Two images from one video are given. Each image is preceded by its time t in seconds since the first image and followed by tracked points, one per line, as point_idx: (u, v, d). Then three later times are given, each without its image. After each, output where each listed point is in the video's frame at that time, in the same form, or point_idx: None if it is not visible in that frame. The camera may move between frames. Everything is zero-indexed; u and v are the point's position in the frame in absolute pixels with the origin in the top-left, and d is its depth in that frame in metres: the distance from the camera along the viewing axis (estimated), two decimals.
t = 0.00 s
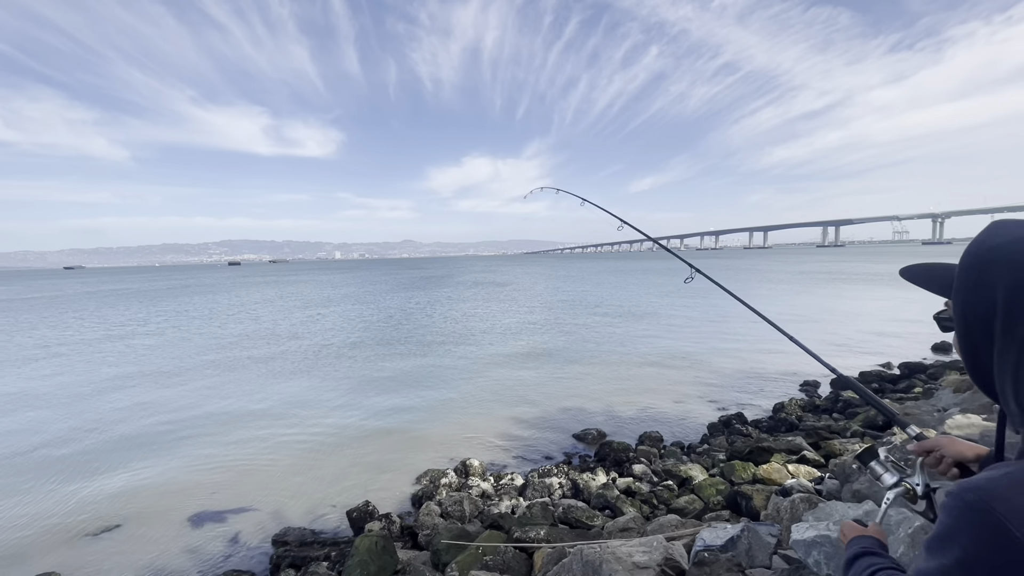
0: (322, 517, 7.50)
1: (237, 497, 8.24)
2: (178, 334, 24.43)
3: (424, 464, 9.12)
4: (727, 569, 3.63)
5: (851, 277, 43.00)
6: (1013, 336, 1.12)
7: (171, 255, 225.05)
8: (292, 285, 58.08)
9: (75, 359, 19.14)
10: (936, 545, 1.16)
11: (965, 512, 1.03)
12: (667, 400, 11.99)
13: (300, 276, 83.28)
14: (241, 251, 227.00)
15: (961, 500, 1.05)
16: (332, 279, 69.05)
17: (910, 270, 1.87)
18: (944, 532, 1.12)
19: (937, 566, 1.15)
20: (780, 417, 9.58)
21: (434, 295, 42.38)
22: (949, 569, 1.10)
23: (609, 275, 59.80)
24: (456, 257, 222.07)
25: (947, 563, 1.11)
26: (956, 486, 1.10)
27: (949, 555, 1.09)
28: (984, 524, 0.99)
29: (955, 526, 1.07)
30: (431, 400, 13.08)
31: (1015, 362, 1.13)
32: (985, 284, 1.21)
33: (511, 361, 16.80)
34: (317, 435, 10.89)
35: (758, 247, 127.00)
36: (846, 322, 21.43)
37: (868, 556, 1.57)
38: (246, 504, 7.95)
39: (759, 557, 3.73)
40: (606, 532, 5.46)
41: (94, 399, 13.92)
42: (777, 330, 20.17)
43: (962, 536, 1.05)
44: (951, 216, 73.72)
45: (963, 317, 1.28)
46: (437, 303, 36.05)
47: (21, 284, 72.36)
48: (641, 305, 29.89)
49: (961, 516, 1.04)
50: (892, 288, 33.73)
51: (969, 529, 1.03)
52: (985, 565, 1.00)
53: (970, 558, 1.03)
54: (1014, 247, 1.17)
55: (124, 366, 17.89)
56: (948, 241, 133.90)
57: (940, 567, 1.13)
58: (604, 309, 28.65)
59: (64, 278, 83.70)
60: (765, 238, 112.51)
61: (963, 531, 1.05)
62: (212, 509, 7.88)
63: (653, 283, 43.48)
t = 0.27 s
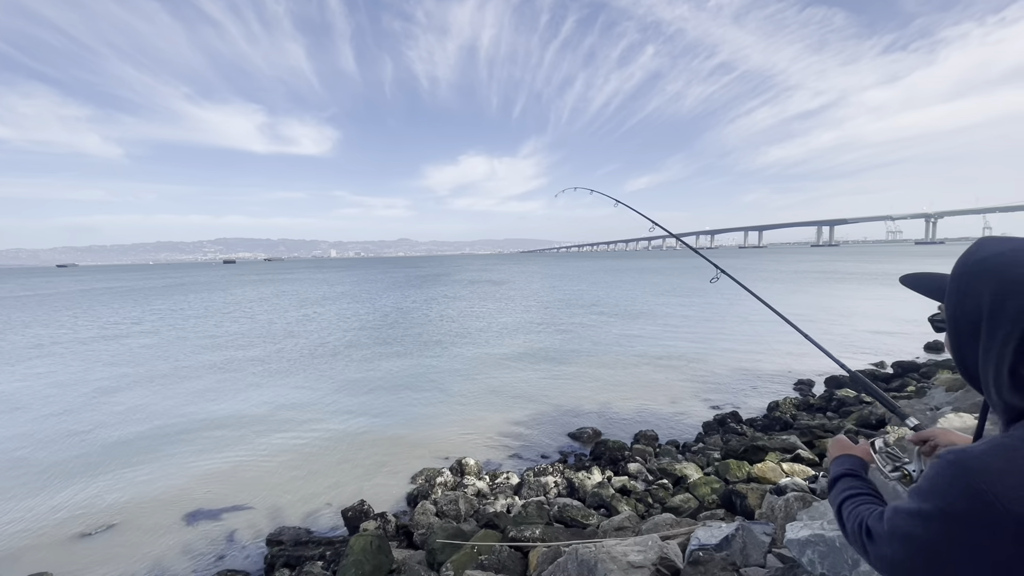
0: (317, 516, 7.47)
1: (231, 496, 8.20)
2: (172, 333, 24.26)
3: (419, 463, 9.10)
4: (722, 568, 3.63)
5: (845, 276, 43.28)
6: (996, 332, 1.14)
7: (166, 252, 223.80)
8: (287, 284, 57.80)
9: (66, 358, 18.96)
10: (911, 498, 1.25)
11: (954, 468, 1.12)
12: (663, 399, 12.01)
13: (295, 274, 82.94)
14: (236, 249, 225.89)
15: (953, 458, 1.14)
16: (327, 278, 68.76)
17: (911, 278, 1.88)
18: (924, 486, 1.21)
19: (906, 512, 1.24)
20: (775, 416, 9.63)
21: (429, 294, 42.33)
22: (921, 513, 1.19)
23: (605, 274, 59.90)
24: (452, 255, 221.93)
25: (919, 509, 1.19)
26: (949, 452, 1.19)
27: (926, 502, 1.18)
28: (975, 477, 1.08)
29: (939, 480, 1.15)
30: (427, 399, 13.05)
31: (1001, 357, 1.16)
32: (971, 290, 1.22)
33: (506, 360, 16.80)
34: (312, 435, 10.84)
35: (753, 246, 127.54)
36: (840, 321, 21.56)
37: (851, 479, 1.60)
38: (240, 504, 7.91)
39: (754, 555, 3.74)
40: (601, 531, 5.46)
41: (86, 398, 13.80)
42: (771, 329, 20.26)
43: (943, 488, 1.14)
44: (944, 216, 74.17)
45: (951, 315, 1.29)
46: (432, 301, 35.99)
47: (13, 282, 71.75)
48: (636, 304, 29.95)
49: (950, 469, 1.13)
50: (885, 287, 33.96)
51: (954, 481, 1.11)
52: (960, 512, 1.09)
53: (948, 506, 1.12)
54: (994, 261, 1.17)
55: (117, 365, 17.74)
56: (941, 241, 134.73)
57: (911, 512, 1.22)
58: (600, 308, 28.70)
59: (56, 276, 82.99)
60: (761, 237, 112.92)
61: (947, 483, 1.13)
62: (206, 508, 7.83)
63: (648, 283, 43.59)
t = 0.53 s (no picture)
0: (312, 516, 7.45)
1: (225, 496, 8.17)
2: (164, 332, 24.10)
3: (415, 462, 9.10)
4: (717, 567, 3.65)
5: (838, 275, 43.53)
6: (1013, 307, 1.19)
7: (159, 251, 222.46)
8: (281, 282, 57.56)
9: (56, 358, 18.80)
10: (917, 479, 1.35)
11: (949, 438, 1.22)
12: (658, 398, 12.06)
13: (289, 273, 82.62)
14: (230, 248, 224.68)
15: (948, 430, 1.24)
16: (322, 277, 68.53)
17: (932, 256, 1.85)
18: (925, 462, 1.31)
19: (912, 494, 1.34)
20: (769, 414, 9.68)
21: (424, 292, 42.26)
22: (924, 490, 1.29)
23: (600, 273, 59.99)
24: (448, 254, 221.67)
25: (924, 486, 1.29)
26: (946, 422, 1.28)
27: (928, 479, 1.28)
28: (969, 446, 1.17)
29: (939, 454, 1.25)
30: (422, 399, 13.04)
31: (1007, 332, 1.22)
32: (993, 260, 1.28)
33: (502, 360, 16.80)
34: (306, 434, 10.80)
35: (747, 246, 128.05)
36: (834, 321, 21.69)
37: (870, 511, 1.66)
38: (234, 504, 7.87)
39: (748, 555, 3.77)
40: (597, 531, 5.47)
41: (76, 399, 13.69)
42: (766, 328, 20.35)
43: (943, 461, 1.24)
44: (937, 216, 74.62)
45: (969, 292, 1.34)
46: (427, 300, 35.95)
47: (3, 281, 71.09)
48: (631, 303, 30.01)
49: (947, 442, 1.22)
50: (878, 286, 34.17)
51: (952, 453, 1.21)
52: (959, 484, 1.19)
53: (948, 479, 1.21)
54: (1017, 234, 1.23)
55: (108, 364, 17.61)
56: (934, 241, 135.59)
57: (915, 493, 1.32)
58: (595, 307, 28.73)
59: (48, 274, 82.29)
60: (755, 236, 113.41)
61: (946, 457, 1.23)
62: (200, 508, 7.80)
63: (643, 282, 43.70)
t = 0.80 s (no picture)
0: (309, 516, 7.43)
1: (222, 496, 8.14)
2: (160, 332, 24.04)
3: (412, 461, 9.10)
4: (714, 565, 3.66)
5: (834, 273, 43.77)
6: (1005, 308, 1.19)
7: (154, 250, 221.59)
8: (278, 282, 57.49)
9: (52, 358, 18.72)
10: (909, 477, 1.29)
11: (955, 451, 1.16)
12: (654, 397, 12.10)
13: (286, 272, 82.53)
14: (226, 248, 223.85)
15: (955, 441, 1.18)
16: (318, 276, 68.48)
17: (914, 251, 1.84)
18: (921, 466, 1.25)
19: (906, 494, 1.28)
20: (765, 412, 9.73)
21: (422, 291, 42.26)
22: (922, 496, 1.23)
23: (598, 271, 60.17)
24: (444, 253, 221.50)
25: (920, 491, 1.24)
26: (947, 429, 1.23)
27: (925, 486, 1.22)
28: (976, 460, 1.12)
29: (940, 462, 1.19)
30: (419, 397, 13.04)
31: (1002, 332, 1.21)
32: (984, 256, 1.26)
33: (499, 358, 16.82)
34: (303, 433, 10.79)
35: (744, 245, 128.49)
36: (829, 318, 21.81)
37: (849, 456, 1.60)
38: (231, 503, 7.85)
39: (745, 552, 3.78)
40: (594, 529, 5.48)
41: (72, 399, 13.64)
42: (762, 326, 20.45)
43: (944, 470, 1.18)
44: (931, 215, 75.18)
45: (960, 286, 1.33)
46: (425, 299, 35.97)
47: None
48: (628, 301, 30.11)
49: (952, 454, 1.16)
50: (874, 285, 34.37)
51: (955, 464, 1.16)
52: (961, 495, 1.15)
53: (948, 489, 1.17)
54: (1008, 231, 1.22)
55: (104, 364, 17.56)
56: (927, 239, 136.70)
57: (910, 494, 1.27)
58: (592, 306, 28.83)
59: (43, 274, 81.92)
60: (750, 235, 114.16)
61: (947, 466, 1.18)
62: (196, 508, 7.77)
63: (640, 280, 43.85)
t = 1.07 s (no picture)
0: (308, 515, 7.43)
1: (221, 495, 8.13)
2: (157, 331, 23.93)
3: (411, 459, 9.10)
4: (712, 561, 3.67)
5: (831, 270, 43.89)
6: (964, 299, 1.21)
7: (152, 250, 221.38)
8: (275, 281, 57.26)
9: (48, 358, 18.62)
10: (874, 463, 1.37)
11: (917, 436, 1.23)
12: (652, 394, 12.13)
13: (284, 271, 82.29)
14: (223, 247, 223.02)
15: (921, 429, 1.24)
16: (316, 275, 68.27)
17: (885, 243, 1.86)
18: (886, 452, 1.32)
19: (871, 478, 1.36)
20: (763, 409, 9.77)
21: (420, 290, 42.22)
22: (885, 479, 1.31)
23: (596, 269, 60.16)
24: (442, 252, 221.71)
25: (883, 475, 1.32)
26: (911, 417, 1.30)
27: (888, 470, 1.30)
28: (936, 445, 1.19)
29: (903, 448, 1.27)
30: (418, 396, 13.03)
31: (960, 325, 1.25)
32: (946, 251, 1.28)
33: (498, 356, 16.82)
34: (301, 432, 10.77)
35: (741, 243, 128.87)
36: (827, 315, 21.87)
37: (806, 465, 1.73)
38: (230, 503, 7.83)
39: (743, 548, 3.80)
40: (593, 526, 5.50)
41: (68, 398, 13.57)
42: (760, 323, 20.51)
43: (907, 455, 1.25)
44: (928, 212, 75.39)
45: (924, 278, 1.35)
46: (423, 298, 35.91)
47: None
48: (627, 299, 30.13)
49: (914, 439, 1.24)
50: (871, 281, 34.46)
51: (916, 449, 1.23)
52: (920, 478, 1.22)
53: (910, 474, 1.24)
54: (968, 225, 1.24)
55: (101, 364, 17.47)
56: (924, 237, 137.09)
57: (874, 478, 1.35)
58: (591, 304, 28.84)
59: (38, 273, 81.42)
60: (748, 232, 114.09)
61: (910, 452, 1.25)
62: (195, 507, 7.77)
63: (638, 278, 43.87)
